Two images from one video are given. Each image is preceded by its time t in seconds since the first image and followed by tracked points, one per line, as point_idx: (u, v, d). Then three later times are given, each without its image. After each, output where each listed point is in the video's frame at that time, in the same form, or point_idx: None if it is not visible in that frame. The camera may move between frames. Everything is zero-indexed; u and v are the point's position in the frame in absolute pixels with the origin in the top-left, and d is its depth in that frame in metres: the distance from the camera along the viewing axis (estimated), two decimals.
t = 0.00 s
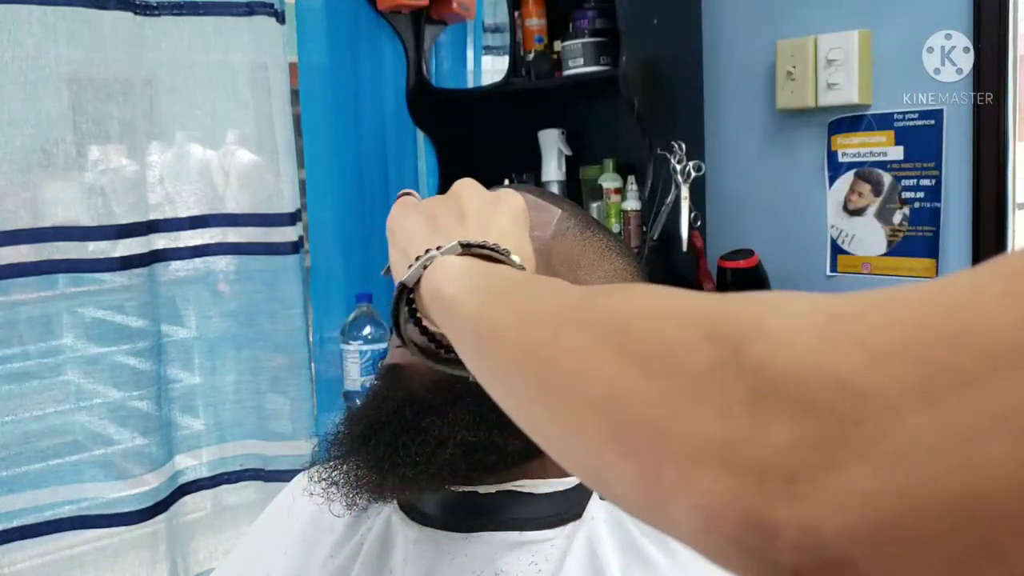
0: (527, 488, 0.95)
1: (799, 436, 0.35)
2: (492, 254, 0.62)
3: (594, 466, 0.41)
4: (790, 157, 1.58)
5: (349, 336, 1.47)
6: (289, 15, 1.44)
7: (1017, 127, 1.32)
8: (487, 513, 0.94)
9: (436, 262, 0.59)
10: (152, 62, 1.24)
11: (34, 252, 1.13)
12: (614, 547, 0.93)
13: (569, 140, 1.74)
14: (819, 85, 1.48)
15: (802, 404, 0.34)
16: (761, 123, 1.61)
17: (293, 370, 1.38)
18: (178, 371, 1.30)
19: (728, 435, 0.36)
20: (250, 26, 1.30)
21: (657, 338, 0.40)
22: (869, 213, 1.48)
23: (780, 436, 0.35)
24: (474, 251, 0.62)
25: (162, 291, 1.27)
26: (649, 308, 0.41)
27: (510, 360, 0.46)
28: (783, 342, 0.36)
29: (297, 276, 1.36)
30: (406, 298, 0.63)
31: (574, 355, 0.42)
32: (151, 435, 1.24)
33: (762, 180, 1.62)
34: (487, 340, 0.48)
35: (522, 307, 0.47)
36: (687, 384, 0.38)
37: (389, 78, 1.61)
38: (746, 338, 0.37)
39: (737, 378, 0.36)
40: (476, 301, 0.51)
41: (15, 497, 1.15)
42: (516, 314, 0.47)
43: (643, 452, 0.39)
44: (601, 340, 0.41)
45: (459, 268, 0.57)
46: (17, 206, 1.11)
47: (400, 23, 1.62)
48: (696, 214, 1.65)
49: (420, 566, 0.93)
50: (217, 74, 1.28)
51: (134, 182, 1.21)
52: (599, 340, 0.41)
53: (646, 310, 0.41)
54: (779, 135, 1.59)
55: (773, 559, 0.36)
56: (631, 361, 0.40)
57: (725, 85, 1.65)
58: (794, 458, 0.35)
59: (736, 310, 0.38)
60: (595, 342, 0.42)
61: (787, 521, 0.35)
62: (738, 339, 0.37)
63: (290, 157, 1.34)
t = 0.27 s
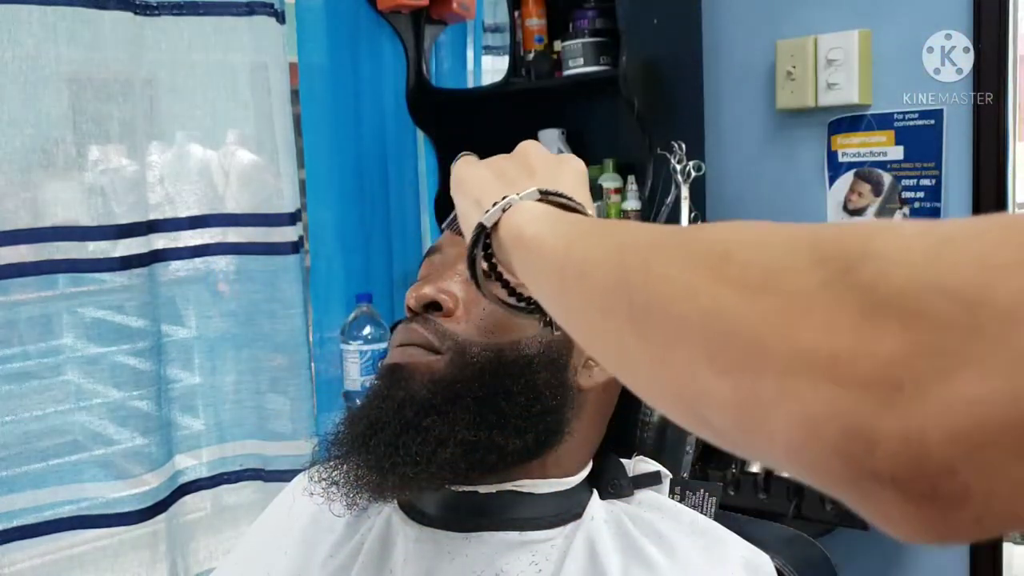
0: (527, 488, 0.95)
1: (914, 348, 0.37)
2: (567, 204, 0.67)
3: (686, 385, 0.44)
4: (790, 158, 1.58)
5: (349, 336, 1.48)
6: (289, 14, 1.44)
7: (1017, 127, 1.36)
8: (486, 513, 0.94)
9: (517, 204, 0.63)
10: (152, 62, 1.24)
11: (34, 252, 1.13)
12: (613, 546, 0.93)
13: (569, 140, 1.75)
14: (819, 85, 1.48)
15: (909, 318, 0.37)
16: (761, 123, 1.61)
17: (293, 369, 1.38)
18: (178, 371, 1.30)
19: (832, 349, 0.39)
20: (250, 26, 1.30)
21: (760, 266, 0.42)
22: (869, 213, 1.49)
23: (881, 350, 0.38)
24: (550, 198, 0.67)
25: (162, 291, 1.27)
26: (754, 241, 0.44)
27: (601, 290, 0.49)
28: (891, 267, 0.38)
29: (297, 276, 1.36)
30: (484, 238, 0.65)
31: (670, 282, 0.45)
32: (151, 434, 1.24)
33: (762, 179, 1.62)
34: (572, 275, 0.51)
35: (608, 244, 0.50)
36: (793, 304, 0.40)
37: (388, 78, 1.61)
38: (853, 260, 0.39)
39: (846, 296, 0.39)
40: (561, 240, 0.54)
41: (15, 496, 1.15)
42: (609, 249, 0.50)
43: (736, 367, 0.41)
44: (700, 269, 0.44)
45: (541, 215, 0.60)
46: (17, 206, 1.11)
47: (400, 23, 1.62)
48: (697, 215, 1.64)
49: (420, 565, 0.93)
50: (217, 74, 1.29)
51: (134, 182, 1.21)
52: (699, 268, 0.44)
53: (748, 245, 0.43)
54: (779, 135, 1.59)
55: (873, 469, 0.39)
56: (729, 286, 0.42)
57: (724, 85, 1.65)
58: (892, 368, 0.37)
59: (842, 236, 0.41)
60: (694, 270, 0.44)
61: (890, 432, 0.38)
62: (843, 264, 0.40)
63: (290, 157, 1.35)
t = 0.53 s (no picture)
0: (527, 488, 0.95)
1: (975, 306, 0.39)
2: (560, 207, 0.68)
3: (729, 359, 0.46)
4: (790, 158, 1.58)
5: (349, 336, 1.48)
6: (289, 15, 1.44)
7: (1017, 127, 1.36)
8: (486, 513, 0.94)
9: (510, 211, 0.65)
10: (153, 61, 1.24)
11: (34, 252, 1.13)
12: (613, 546, 0.93)
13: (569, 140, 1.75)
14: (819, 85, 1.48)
15: (973, 279, 0.39)
16: (761, 123, 1.61)
17: (293, 369, 1.37)
18: (178, 371, 1.30)
19: (892, 312, 0.41)
20: (250, 26, 1.30)
21: (804, 240, 0.44)
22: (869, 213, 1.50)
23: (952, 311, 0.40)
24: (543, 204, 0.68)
25: (162, 291, 1.27)
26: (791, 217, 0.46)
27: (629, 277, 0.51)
28: (952, 229, 0.40)
29: (297, 276, 1.36)
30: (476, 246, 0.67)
31: (705, 263, 0.47)
32: (151, 434, 1.24)
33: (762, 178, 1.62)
34: (593, 264, 0.54)
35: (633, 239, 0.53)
36: (850, 273, 0.42)
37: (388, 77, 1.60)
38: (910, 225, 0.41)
39: (905, 261, 0.41)
40: (575, 239, 0.56)
41: (15, 496, 1.15)
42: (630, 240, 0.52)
43: (784, 338, 0.44)
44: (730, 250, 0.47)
45: (533, 218, 0.63)
46: (17, 206, 1.11)
47: (400, 23, 1.62)
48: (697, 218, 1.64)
49: (420, 566, 0.93)
50: (217, 74, 1.28)
51: (135, 182, 1.21)
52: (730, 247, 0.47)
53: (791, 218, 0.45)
54: (779, 135, 1.59)
55: (940, 426, 0.40)
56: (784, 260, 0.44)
57: (724, 85, 1.64)
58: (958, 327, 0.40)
59: (891, 204, 0.43)
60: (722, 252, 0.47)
61: (958, 390, 0.39)
62: (896, 231, 0.42)
63: (290, 157, 1.34)
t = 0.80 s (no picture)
0: (527, 488, 0.95)
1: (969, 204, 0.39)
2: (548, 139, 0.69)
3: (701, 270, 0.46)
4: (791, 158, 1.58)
5: (350, 336, 1.48)
6: (289, 15, 1.44)
7: (1016, 127, 1.38)
8: (486, 513, 0.94)
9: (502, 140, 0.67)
10: (153, 62, 1.24)
11: (34, 252, 1.13)
12: (613, 547, 0.92)
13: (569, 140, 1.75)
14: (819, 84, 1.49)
15: (979, 245, 0.38)
16: (761, 125, 1.61)
17: (293, 369, 1.37)
18: (178, 371, 1.30)
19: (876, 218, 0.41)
20: (251, 26, 1.30)
21: (810, 195, 0.42)
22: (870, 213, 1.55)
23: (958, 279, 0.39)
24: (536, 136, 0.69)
25: (162, 291, 1.27)
26: (802, 163, 0.44)
27: (614, 216, 0.50)
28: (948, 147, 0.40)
29: (297, 276, 1.36)
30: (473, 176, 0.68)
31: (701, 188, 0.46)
32: (151, 435, 1.24)
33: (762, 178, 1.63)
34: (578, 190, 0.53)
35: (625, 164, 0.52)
36: (850, 232, 0.41)
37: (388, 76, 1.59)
38: (922, 185, 0.40)
39: (916, 222, 0.40)
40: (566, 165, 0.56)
41: (15, 496, 1.15)
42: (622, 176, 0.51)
43: (772, 287, 0.43)
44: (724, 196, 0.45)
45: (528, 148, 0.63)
46: (18, 206, 1.11)
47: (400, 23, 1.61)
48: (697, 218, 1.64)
49: (420, 565, 0.94)
50: (217, 74, 1.28)
51: (134, 182, 1.21)
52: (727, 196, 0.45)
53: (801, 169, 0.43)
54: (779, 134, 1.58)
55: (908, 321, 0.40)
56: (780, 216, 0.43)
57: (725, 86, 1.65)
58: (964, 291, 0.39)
59: (908, 169, 0.41)
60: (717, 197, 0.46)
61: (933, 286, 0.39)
62: (910, 197, 0.40)
63: (290, 156, 1.34)
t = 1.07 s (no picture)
0: (526, 488, 0.95)
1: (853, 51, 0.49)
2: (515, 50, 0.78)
3: (638, 107, 0.57)
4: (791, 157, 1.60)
5: (350, 336, 1.48)
6: (289, 15, 1.44)
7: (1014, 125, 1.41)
8: (487, 513, 0.94)
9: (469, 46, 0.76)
10: (153, 62, 1.24)
11: (34, 252, 1.13)
12: (613, 547, 0.92)
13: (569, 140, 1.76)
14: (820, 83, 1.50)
15: (861, 87, 0.49)
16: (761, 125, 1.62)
17: (293, 369, 1.37)
18: (178, 371, 1.30)
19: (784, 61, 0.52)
20: (250, 27, 1.30)
21: (739, 75, 0.53)
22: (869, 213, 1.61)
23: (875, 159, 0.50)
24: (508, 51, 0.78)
25: (162, 291, 1.27)
26: (740, 36, 0.53)
27: (575, 101, 0.61)
28: None
29: (297, 276, 1.36)
30: (439, 71, 0.77)
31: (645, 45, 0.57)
32: (151, 435, 1.24)
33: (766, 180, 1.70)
34: (547, 64, 0.64)
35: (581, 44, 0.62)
36: (760, 71, 0.52)
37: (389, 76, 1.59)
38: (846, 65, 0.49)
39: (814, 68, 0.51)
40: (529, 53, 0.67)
41: (15, 496, 1.15)
42: (585, 61, 0.61)
43: (708, 154, 0.55)
44: (671, 83, 0.55)
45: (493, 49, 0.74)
46: (18, 206, 1.11)
47: (400, 23, 1.60)
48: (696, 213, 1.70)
49: (420, 566, 0.94)
50: (217, 74, 1.28)
51: (134, 182, 1.21)
52: (673, 84, 0.55)
53: (732, 49, 0.53)
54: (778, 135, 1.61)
55: (803, 145, 0.52)
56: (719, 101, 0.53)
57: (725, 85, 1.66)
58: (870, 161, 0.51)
59: (837, 51, 0.50)
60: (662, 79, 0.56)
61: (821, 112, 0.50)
62: (833, 81, 0.50)
63: (290, 156, 1.34)
